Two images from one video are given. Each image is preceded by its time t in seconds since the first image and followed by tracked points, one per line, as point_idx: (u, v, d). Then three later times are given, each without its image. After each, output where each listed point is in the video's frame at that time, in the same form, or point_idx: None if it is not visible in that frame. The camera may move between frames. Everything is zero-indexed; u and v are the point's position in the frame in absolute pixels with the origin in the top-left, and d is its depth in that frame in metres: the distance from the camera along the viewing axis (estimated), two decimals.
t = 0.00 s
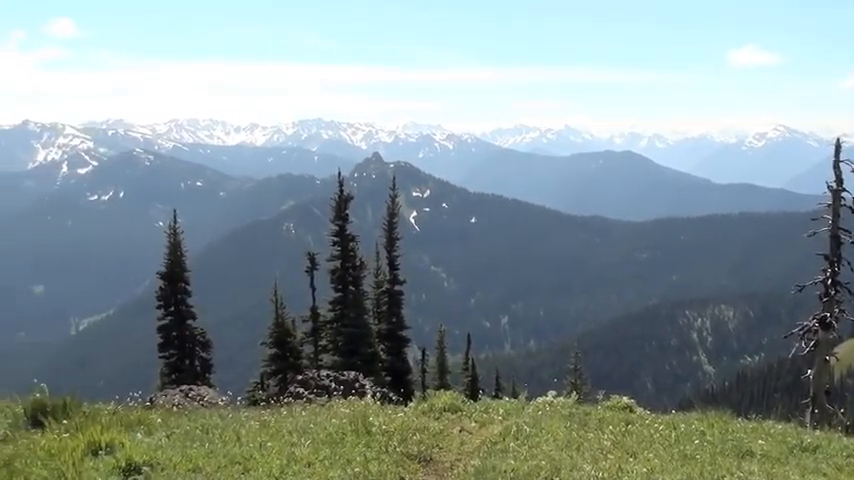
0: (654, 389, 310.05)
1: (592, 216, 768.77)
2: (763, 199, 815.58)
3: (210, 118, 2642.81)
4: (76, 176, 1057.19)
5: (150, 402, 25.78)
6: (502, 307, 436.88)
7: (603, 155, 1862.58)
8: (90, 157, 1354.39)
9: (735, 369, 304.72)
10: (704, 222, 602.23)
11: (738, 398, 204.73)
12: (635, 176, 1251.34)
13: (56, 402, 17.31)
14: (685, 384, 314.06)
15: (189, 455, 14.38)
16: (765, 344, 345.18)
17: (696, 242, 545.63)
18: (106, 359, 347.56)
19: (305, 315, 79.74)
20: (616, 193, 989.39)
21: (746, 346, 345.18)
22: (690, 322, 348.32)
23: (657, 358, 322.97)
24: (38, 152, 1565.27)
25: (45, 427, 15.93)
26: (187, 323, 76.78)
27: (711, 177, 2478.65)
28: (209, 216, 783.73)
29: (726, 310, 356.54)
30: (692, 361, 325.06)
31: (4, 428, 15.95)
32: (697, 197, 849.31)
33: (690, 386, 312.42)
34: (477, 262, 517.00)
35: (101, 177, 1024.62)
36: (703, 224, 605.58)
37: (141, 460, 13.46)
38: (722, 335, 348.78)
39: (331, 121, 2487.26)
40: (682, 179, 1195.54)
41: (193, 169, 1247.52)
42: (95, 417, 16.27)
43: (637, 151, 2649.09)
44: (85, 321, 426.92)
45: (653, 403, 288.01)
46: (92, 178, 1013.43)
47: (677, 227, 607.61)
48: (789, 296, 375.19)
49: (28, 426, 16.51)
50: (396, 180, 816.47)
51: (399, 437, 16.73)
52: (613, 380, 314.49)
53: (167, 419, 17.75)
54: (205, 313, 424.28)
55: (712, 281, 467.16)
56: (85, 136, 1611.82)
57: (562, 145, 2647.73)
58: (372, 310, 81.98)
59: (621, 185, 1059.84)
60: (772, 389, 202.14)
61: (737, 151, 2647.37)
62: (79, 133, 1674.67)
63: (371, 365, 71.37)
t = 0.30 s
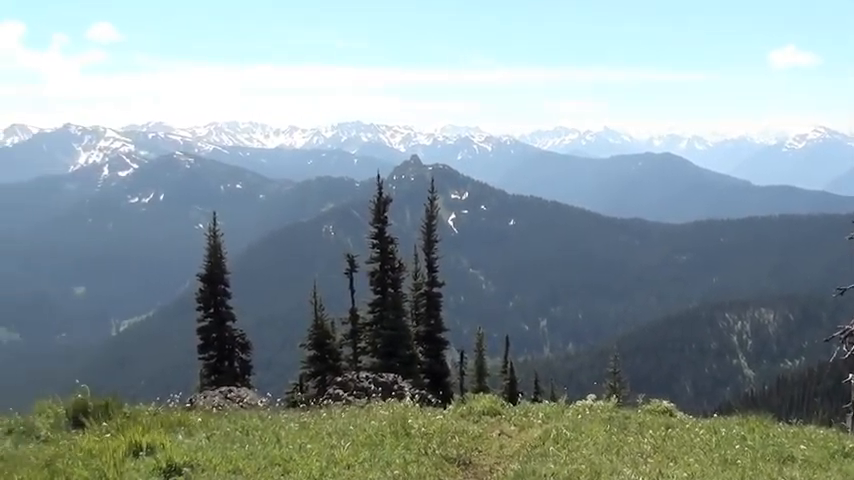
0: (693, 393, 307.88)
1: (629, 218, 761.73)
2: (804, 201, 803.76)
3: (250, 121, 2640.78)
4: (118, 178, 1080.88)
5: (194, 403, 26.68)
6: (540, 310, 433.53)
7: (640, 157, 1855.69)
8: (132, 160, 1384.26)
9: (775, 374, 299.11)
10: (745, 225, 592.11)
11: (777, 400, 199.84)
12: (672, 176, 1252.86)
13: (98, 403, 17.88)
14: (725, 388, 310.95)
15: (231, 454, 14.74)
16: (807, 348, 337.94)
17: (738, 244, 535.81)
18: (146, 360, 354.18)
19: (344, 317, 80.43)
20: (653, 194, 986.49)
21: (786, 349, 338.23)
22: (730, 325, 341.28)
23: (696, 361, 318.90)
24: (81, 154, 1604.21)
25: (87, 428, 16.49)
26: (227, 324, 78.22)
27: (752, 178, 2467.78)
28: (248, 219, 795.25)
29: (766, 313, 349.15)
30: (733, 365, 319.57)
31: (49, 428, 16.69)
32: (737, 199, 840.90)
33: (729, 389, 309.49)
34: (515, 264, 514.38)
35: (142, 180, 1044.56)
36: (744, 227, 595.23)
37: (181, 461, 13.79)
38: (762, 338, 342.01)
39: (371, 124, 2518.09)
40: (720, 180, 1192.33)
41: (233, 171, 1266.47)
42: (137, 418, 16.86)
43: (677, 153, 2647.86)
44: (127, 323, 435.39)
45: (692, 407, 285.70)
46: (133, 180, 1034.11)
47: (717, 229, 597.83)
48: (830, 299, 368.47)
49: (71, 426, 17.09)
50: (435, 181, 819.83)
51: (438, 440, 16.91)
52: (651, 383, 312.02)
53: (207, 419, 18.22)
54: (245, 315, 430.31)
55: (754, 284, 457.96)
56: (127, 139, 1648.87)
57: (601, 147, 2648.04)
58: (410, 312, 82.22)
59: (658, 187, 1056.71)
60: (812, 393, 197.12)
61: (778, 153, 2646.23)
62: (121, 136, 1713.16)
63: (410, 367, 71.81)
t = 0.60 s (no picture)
0: (730, 393, 300.15)
1: (665, 218, 755.39)
2: (843, 203, 794.07)
3: (288, 120, 2641.42)
4: (158, 177, 1102.96)
5: (231, 400, 27.16)
6: (577, 310, 429.74)
7: (678, 158, 1847.34)
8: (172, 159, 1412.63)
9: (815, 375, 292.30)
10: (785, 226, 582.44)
11: (816, 402, 195.96)
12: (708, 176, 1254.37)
13: (137, 399, 18.45)
14: (762, 390, 303.46)
15: (267, 452, 15.04)
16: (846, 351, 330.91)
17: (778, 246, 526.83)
18: (183, 357, 361.27)
19: (380, 316, 81.00)
20: (688, 194, 983.15)
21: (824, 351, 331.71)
22: (767, 327, 334.99)
23: (732, 362, 311.88)
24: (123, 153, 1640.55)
25: (125, 424, 17.05)
26: (264, 323, 79.49)
27: (791, 177, 2461.46)
28: (285, 217, 806.69)
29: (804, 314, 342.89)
30: (770, 367, 312.66)
31: (88, 423, 17.33)
32: (774, 199, 833.89)
33: (767, 390, 301.95)
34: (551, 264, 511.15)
35: (182, 178, 1065.38)
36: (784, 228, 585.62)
37: (220, 458, 14.06)
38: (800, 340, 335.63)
39: (408, 124, 2543.41)
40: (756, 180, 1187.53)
41: (270, 169, 1286.74)
42: (175, 415, 17.31)
43: (716, 153, 2647.64)
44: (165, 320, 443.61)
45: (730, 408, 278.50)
46: (173, 178, 1055.11)
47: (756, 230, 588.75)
48: None
49: (108, 423, 17.61)
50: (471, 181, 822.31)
51: (475, 439, 17.00)
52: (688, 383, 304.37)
53: (245, 417, 18.62)
54: (283, 313, 435.72)
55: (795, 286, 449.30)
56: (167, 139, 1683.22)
57: (639, 147, 2649.53)
58: (447, 311, 82.42)
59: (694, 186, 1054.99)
60: (850, 395, 193.26)
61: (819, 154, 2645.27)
62: (162, 135, 1748.10)
63: (446, 366, 71.74)
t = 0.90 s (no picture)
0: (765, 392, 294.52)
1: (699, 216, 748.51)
2: None
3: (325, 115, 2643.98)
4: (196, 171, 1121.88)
5: (266, 393, 27.66)
6: (612, 307, 425.61)
7: (714, 155, 1849.01)
8: (209, 153, 1437.08)
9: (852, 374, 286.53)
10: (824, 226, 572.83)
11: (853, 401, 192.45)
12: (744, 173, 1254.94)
13: (174, 392, 18.96)
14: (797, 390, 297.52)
15: (302, 445, 15.38)
16: None
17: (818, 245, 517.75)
18: (219, 349, 367.58)
19: (415, 310, 81.46)
20: (722, 191, 980.78)
21: None
22: (802, 326, 329.44)
23: (768, 361, 306.12)
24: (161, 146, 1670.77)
25: (162, 416, 17.58)
26: (299, 316, 80.37)
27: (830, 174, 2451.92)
28: (320, 210, 816.11)
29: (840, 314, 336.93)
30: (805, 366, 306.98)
31: (124, 414, 17.81)
32: (812, 197, 826.82)
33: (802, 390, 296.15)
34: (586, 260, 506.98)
35: (219, 171, 1083.25)
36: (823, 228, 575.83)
37: (256, 451, 14.50)
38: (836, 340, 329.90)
39: (444, 120, 2562.29)
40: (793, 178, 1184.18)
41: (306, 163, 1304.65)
42: (212, 407, 17.79)
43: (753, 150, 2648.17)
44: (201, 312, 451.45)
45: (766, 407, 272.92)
46: (211, 172, 1072.84)
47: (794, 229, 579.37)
48: None
49: (146, 414, 18.17)
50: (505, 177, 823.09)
51: (510, 435, 17.10)
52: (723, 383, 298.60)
53: (279, 410, 19.06)
54: (317, 306, 440.40)
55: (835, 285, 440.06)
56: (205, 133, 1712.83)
57: (676, 144, 2649.07)
58: (481, 307, 82.52)
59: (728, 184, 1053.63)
60: None
61: None
62: (199, 129, 1777.86)
63: (480, 362, 71.80)
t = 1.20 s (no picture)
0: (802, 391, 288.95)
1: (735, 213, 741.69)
2: None
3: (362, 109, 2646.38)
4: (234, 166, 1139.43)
5: (301, 386, 28.13)
6: (648, 303, 420.77)
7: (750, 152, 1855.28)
8: (246, 147, 1458.39)
9: None
10: None
11: None
12: (779, 170, 1259.64)
13: (210, 384, 19.30)
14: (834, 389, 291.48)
15: (337, 440, 15.71)
16: None
17: None
18: (254, 342, 372.99)
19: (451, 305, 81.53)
20: (758, 187, 978.29)
21: None
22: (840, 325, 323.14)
23: (805, 359, 300.01)
24: (199, 141, 1700.93)
25: (198, 410, 17.99)
26: (335, 310, 81.16)
27: None
28: (355, 203, 824.45)
29: None
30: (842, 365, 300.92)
31: (161, 407, 18.41)
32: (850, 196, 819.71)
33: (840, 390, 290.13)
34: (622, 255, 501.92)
35: (256, 165, 1098.82)
36: None
37: (291, 444, 14.82)
38: None
39: (480, 115, 2576.88)
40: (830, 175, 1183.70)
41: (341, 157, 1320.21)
42: (248, 400, 18.20)
43: (791, 147, 2649.24)
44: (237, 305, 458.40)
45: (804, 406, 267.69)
46: (248, 166, 1088.85)
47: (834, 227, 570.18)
48: None
49: (182, 406, 18.64)
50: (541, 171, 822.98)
51: (545, 432, 17.14)
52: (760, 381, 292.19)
53: (315, 403, 19.45)
54: (352, 301, 444.40)
55: None
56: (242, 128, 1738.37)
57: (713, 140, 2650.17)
58: (517, 303, 82.48)
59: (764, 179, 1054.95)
60: None
61: None
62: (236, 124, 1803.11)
63: (515, 358, 71.56)
